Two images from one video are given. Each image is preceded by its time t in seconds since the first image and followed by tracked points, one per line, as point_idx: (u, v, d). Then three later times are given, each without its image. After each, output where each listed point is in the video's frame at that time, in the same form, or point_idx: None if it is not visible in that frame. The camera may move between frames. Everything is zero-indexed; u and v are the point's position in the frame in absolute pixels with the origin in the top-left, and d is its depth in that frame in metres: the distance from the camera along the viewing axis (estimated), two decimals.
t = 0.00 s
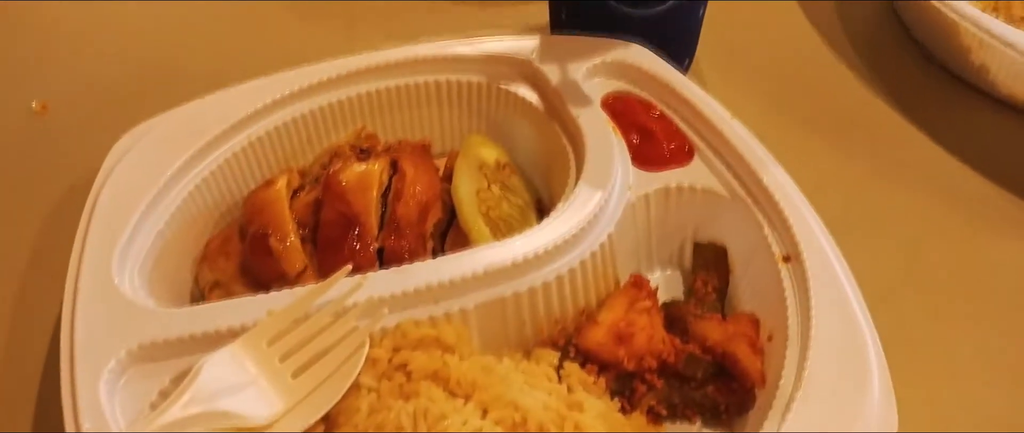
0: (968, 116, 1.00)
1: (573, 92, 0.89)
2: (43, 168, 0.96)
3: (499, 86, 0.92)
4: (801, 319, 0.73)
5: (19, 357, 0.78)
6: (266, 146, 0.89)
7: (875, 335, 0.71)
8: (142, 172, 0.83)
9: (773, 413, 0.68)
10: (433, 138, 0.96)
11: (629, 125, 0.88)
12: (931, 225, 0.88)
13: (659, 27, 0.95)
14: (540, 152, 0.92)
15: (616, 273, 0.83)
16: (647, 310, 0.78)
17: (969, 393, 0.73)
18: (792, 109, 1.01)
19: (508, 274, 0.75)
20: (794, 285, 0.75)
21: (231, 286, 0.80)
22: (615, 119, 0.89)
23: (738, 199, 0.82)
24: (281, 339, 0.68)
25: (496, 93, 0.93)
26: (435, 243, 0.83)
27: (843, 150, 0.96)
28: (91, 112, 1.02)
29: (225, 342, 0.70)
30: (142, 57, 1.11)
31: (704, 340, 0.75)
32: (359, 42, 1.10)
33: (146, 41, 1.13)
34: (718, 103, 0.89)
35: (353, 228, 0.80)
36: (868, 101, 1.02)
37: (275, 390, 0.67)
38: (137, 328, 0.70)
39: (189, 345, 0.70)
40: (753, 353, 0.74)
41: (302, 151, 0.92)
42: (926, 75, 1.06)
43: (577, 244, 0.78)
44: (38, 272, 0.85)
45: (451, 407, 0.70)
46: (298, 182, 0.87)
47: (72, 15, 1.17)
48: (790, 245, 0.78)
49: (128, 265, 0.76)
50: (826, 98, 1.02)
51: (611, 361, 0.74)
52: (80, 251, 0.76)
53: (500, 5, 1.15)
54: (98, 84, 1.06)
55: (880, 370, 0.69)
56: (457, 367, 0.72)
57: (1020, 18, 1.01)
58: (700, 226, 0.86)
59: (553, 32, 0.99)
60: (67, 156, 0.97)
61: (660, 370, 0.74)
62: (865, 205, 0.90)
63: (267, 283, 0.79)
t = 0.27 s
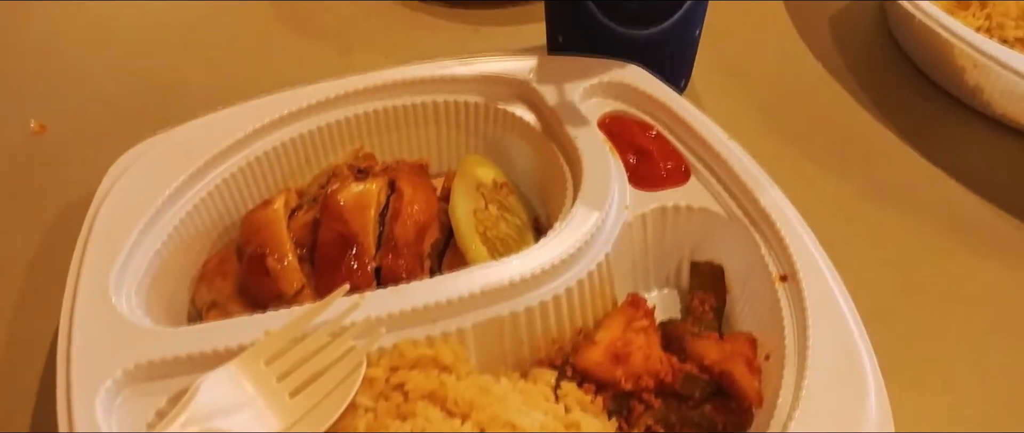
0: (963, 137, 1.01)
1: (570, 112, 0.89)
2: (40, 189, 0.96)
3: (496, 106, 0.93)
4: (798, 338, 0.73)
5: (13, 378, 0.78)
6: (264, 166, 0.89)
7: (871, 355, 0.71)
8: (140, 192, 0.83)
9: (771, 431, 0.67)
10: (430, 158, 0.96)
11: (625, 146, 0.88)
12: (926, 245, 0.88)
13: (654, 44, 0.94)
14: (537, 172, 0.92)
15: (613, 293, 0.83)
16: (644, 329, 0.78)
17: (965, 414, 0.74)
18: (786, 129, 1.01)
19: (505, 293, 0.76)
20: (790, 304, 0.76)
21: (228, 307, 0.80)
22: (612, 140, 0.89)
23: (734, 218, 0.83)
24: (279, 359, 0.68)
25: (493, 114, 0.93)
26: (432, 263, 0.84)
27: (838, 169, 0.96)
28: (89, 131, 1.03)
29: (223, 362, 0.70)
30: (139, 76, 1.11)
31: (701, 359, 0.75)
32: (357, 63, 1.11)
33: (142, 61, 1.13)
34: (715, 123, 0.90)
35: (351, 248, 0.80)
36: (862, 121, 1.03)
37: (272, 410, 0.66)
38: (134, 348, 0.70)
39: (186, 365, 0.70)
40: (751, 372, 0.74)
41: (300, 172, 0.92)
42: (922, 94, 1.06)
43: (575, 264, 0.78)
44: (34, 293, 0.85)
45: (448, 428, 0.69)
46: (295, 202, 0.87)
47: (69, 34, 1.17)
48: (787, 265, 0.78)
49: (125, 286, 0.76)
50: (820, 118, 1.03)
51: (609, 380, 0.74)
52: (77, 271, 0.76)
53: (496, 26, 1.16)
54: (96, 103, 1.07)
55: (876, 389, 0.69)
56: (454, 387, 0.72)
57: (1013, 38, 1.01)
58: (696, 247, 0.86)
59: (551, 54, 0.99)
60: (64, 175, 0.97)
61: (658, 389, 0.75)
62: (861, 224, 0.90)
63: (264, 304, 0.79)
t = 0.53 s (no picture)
0: (957, 156, 1.01)
1: (565, 133, 0.89)
2: (37, 209, 0.96)
3: (492, 127, 0.93)
4: (794, 359, 0.73)
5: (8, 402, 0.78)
6: (260, 187, 0.89)
7: (868, 376, 0.71)
8: (135, 212, 0.83)
9: None
10: (426, 178, 0.96)
11: (620, 167, 0.89)
12: (921, 265, 0.89)
13: (649, 65, 0.94)
14: (533, 193, 0.93)
15: (609, 314, 0.83)
16: (640, 349, 0.77)
17: None
18: (780, 149, 1.02)
19: (500, 314, 0.75)
20: (786, 325, 0.76)
21: (223, 328, 0.80)
22: (607, 161, 0.89)
23: (729, 239, 0.83)
24: (273, 380, 0.68)
25: (489, 134, 0.93)
26: (427, 283, 0.83)
27: (832, 190, 0.97)
28: (85, 150, 1.03)
29: (217, 383, 0.70)
30: (136, 95, 1.11)
31: (697, 380, 0.75)
32: (353, 83, 1.12)
33: (139, 80, 1.14)
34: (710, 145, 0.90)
35: (346, 268, 0.80)
36: (857, 141, 1.03)
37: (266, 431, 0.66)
38: (127, 368, 0.70)
39: (180, 386, 0.70)
40: (746, 393, 0.74)
41: (296, 192, 0.92)
42: (916, 114, 1.07)
43: (570, 284, 0.78)
44: (29, 316, 0.85)
45: None
46: (291, 221, 0.87)
47: (66, 53, 1.18)
48: (782, 285, 0.78)
49: (120, 306, 0.76)
50: (815, 138, 1.03)
51: (605, 402, 0.74)
52: (72, 291, 0.76)
53: (493, 47, 1.16)
54: (91, 121, 1.07)
55: (872, 411, 0.69)
56: (449, 408, 0.72)
57: (1007, 59, 1.02)
58: (691, 267, 0.86)
59: (546, 75, 0.99)
60: (60, 195, 0.98)
61: (654, 411, 0.74)
62: (856, 244, 0.91)
63: (259, 324, 0.79)
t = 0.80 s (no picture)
0: (951, 172, 1.02)
1: (560, 150, 0.90)
2: (32, 225, 0.96)
3: (487, 144, 0.93)
4: (788, 375, 0.73)
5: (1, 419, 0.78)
6: (256, 204, 0.89)
7: (862, 392, 0.71)
8: (130, 229, 0.83)
9: None
10: (421, 195, 0.96)
11: (615, 183, 0.89)
12: (915, 282, 0.89)
13: (644, 82, 0.95)
14: (528, 210, 0.93)
15: (604, 330, 0.83)
16: (634, 366, 0.77)
17: None
18: (774, 165, 1.02)
19: (495, 331, 0.75)
20: (781, 342, 0.76)
21: (218, 345, 0.80)
22: (602, 177, 0.90)
23: (723, 255, 0.83)
24: (267, 397, 0.68)
25: (484, 151, 0.94)
26: (422, 300, 0.84)
27: (825, 206, 0.97)
28: (79, 166, 1.03)
29: (212, 400, 0.70)
30: (132, 111, 1.11)
31: (692, 396, 0.75)
32: (349, 101, 1.12)
33: (135, 96, 1.14)
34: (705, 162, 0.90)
35: (341, 285, 0.80)
36: (850, 158, 1.04)
37: None
38: (122, 385, 0.70)
39: (175, 403, 0.70)
40: (742, 410, 0.73)
41: (291, 208, 0.92)
42: (909, 130, 1.07)
43: (565, 301, 0.79)
44: (22, 333, 0.85)
45: None
46: (285, 238, 0.87)
47: (62, 70, 1.18)
48: (777, 302, 0.78)
49: (115, 323, 0.76)
50: (808, 154, 1.04)
51: (599, 418, 0.74)
52: (67, 307, 0.76)
53: (489, 64, 1.17)
54: (87, 138, 1.07)
55: (867, 427, 0.69)
56: (443, 425, 0.71)
57: (999, 76, 1.02)
58: (686, 283, 0.86)
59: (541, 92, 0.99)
60: (55, 211, 0.98)
61: (648, 426, 0.75)
62: (850, 260, 0.91)
63: (254, 341, 0.79)
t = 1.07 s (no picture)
0: (945, 190, 1.02)
1: (555, 168, 0.90)
2: (27, 243, 0.96)
3: (483, 162, 0.93)
4: (783, 393, 0.73)
5: None
6: (252, 221, 0.90)
7: (857, 411, 0.72)
8: (127, 247, 0.83)
9: None
10: (417, 213, 0.97)
11: (610, 201, 0.89)
12: (909, 300, 0.89)
13: (639, 101, 0.95)
14: (523, 228, 0.93)
15: (600, 348, 0.83)
16: (629, 384, 0.77)
17: None
18: (768, 183, 1.03)
19: (491, 349, 0.76)
20: (775, 359, 0.76)
21: (214, 362, 0.80)
22: (597, 195, 0.90)
23: (718, 273, 0.83)
24: (262, 416, 0.69)
25: (480, 169, 0.94)
26: (418, 317, 0.84)
27: (819, 225, 0.97)
28: (75, 184, 1.03)
29: (208, 418, 0.70)
30: (128, 129, 1.12)
31: (687, 414, 0.75)
32: (345, 119, 1.12)
33: (132, 114, 1.14)
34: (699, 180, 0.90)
35: (337, 303, 0.80)
36: (844, 176, 1.04)
37: None
38: (118, 403, 0.70)
39: (170, 422, 0.70)
40: (735, 428, 0.74)
41: (287, 226, 0.92)
42: (902, 149, 1.08)
43: (560, 318, 0.79)
44: (17, 350, 0.85)
45: None
46: (282, 256, 0.87)
47: (59, 88, 1.18)
48: (771, 320, 0.78)
49: (111, 341, 0.76)
50: (802, 172, 1.04)
51: None
52: (64, 325, 0.76)
53: (484, 82, 1.18)
54: (83, 156, 1.07)
55: None
56: None
57: (991, 94, 1.03)
58: (681, 301, 0.86)
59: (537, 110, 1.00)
60: (50, 229, 0.98)
61: None
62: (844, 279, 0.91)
63: (249, 359, 0.79)
